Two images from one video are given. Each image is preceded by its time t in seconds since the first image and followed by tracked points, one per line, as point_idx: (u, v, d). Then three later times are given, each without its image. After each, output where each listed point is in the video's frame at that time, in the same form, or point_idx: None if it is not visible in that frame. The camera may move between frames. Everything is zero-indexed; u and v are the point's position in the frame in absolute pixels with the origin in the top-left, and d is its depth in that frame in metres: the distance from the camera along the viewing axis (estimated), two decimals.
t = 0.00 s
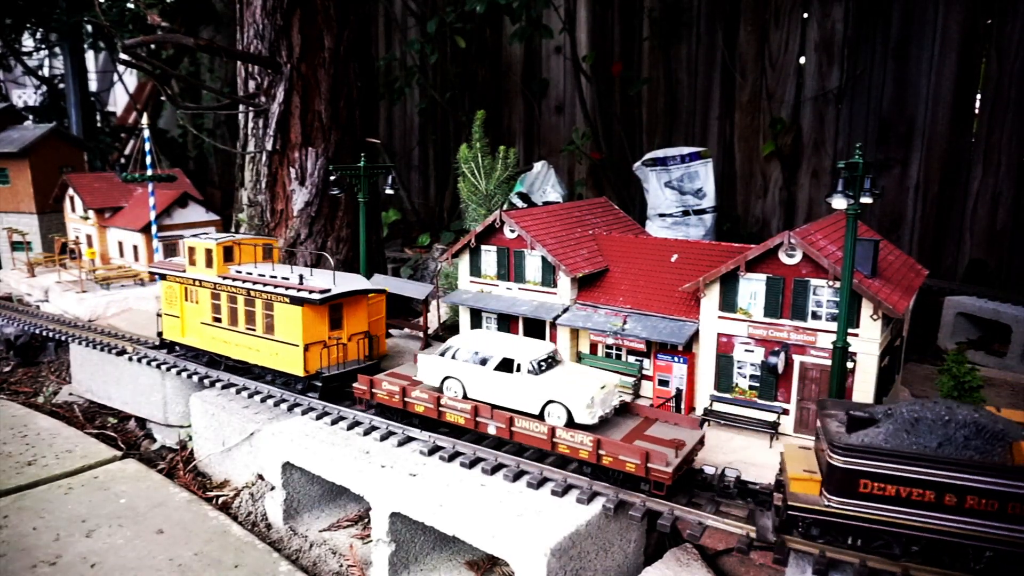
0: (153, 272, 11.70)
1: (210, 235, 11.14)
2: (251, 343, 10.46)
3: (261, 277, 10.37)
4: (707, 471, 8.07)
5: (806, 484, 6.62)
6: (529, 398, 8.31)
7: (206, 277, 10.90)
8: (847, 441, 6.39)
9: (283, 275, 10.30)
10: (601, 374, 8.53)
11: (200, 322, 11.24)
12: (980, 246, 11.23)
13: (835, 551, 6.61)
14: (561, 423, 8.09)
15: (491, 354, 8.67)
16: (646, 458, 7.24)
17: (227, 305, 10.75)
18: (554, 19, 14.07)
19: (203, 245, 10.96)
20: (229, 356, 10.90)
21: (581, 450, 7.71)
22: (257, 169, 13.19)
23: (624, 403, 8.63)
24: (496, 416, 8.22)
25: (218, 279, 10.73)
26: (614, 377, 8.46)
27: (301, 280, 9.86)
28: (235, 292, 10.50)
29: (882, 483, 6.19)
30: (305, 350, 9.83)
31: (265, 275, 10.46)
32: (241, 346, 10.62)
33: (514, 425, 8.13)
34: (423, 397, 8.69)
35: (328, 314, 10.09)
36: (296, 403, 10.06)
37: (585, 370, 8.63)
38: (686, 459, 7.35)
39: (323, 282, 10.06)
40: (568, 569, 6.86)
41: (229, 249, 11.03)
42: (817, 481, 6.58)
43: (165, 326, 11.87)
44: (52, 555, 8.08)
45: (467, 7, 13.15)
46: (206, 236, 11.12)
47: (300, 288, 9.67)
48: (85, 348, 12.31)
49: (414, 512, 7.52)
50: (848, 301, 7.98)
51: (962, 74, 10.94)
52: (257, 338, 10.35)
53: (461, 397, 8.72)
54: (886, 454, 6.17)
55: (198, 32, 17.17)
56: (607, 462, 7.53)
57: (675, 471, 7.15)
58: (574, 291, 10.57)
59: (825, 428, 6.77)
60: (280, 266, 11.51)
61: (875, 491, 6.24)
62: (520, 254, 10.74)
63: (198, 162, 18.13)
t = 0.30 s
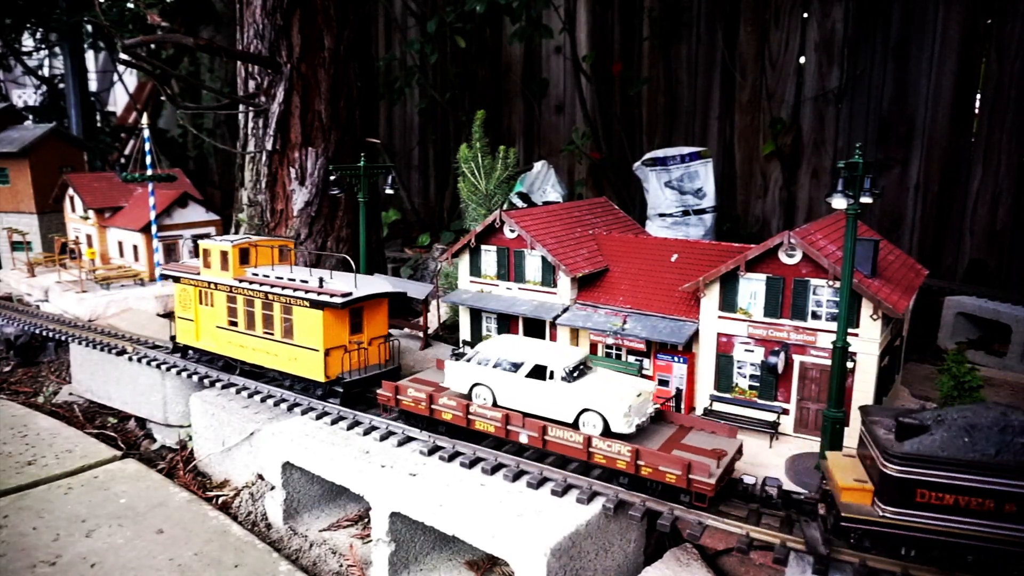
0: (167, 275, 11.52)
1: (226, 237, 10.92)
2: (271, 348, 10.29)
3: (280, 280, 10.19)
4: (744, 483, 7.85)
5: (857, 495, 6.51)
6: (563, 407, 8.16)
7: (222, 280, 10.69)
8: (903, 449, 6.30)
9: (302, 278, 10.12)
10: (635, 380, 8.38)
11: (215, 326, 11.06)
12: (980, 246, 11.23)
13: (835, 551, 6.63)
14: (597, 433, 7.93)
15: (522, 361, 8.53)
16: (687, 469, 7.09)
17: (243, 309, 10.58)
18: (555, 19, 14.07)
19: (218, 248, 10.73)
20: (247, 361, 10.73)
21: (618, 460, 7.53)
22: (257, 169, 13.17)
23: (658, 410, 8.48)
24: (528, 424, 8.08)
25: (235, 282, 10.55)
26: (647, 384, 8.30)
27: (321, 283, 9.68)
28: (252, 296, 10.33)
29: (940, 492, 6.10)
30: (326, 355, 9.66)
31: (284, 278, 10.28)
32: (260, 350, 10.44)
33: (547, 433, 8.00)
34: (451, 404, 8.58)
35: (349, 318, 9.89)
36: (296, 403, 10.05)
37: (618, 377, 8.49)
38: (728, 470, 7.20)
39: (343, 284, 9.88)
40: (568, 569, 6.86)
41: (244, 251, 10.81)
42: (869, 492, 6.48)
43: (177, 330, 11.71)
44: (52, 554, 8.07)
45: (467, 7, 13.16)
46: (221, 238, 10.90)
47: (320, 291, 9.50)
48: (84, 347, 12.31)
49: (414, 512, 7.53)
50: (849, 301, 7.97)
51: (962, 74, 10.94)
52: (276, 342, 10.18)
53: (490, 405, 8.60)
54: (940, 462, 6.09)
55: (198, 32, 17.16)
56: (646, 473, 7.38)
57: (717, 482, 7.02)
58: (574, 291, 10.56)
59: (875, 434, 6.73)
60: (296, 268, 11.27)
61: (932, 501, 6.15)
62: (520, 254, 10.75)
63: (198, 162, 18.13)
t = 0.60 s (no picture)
0: (182, 278, 11.38)
1: (243, 240, 10.74)
2: (291, 353, 10.17)
3: (301, 284, 10.06)
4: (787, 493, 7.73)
5: (912, 504, 6.52)
6: (600, 416, 8.03)
7: (240, 283, 10.53)
8: (964, 457, 6.36)
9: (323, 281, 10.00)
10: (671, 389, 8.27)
11: (232, 331, 10.94)
12: (980, 247, 11.23)
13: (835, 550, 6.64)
14: (637, 443, 7.81)
15: (558, 368, 8.43)
16: (733, 481, 6.93)
17: (261, 313, 10.45)
18: (555, 19, 14.06)
19: (236, 250, 10.56)
20: (265, 366, 10.61)
21: (660, 471, 7.39)
22: (257, 168, 13.15)
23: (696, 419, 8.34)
24: (565, 434, 7.94)
25: (253, 285, 10.41)
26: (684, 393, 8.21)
27: (343, 286, 9.57)
28: (272, 299, 10.20)
29: (1003, 501, 6.18)
30: (350, 360, 9.55)
31: (304, 281, 10.15)
32: (280, 355, 10.33)
33: (584, 443, 7.85)
34: (483, 412, 8.44)
35: (372, 322, 9.80)
36: (296, 403, 10.05)
37: (653, 386, 8.37)
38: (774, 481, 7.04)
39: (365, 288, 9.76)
40: (568, 569, 6.86)
41: (262, 254, 10.61)
42: (928, 502, 6.49)
43: (192, 333, 11.58)
44: (51, 554, 8.07)
45: (467, 7, 13.16)
46: (239, 240, 10.72)
47: (343, 295, 9.38)
48: (84, 347, 12.31)
49: (414, 512, 7.52)
50: (849, 301, 7.96)
51: (962, 74, 10.94)
52: (297, 347, 10.06)
53: (524, 413, 8.47)
54: (1005, 472, 6.17)
55: (199, 33, 17.15)
56: (689, 484, 7.22)
57: (764, 494, 6.87)
58: (574, 291, 10.56)
59: (928, 440, 6.77)
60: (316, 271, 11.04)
61: (995, 510, 6.23)
62: (520, 254, 10.75)
63: (198, 162, 18.11)
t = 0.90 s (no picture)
0: (196, 281, 11.24)
1: (260, 243, 10.66)
2: (312, 359, 10.00)
3: (322, 288, 9.90)
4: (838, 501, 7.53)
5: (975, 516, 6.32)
6: (642, 426, 7.69)
7: (258, 287, 10.41)
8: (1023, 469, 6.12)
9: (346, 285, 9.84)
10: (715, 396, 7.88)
11: (250, 336, 10.76)
12: (978, 247, 11.25)
13: (833, 550, 6.64)
14: (681, 454, 7.48)
15: (594, 376, 8.08)
16: (784, 494, 6.68)
17: (280, 318, 10.28)
18: (553, 18, 14.05)
19: (254, 253, 10.45)
20: (285, 372, 10.42)
21: (706, 483, 7.12)
22: (255, 168, 13.14)
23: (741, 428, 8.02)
24: (604, 444, 7.64)
25: (273, 289, 10.25)
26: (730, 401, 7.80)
27: (367, 291, 9.42)
28: (292, 304, 10.04)
29: None
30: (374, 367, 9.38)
31: (325, 285, 9.99)
32: (301, 361, 10.15)
33: (625, 454, 7.56)
34: (517, 422, 8.21)
35: (396, 328, 9.64)
36: (294, 403, 10.04)
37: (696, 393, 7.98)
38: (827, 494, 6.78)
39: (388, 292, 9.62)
40: (566, 569, 6.86)
41: (280, 257, 10.53)
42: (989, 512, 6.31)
43: (207, 338, 11.40)
44: (49, 555, 8.06)
45: (465, 6, 13.17)
46: (256, 243, 10.61)
47: (368, 300, 9.24)
48: (82, 347, 12.29)
49: (412, 512, 7.52)
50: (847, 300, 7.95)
51: (960, 73, 10.94)
52: (319, 353, 9.90)
53: (560, 423, 8.18)
54: None
55: (197, 32, 17.13)
56: (738, 497, 6.96)
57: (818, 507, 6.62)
58: (572, 291, 10.56)
59: (984, 446, 6.57)
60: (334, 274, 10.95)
61: None
62: (518, 254, 10.76)
63: (196, 162, 18.09)
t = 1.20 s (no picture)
0: (206, 285, 10.88)
1: (274, 246, 10.27)
2: (330, 366, 9.64)
3: (339, 292, 9.52)
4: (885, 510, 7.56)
5: None
6: (683, 436, 7.49)
7: (273, 292, 10.03)
8: None
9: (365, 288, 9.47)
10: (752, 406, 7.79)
11: (264, 341, 10.41)
12: (971, 246, 11.29)
13: (827, 548, 6.64)
14: (725, 464, 7.31)
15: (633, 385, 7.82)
16: (836, 505, 6.49)
17: (296, 323, 9.93)
18: (548, 19, 14.05)
19: (268, 256, 10.06)
20: (301, 379, 10.09)
21: (751, 495, 6.91)
22: (249, 168, 13.10)
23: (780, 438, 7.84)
24: (643, 454, 7.41)
25: (288, 293, 9.88)
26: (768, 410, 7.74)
27: (387, 295, 9.06)
28: (309, 308, 9.67)
29: None
30: (396, 374, 9.04)
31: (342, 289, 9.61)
32: (318, 369, 9.80)
33: (665, 464, 7.34)
34: (550, 431, 7.92)
35: (417, 334, 9.28)
36: (288, 403, 10.00)
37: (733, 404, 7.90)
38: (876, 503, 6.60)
39: (409, 296, 9.26)
40: (561, 569, 6.86)
41: (295, 261, 10.17)
42: None
43: (218, 343, 11.08)
44: (42, 557, 8.03)
45: (460, 6, 13.16)
46: (270, 245, 10.23)
47: (388, 305, 8.88)
48: (75, 348, 12.24)
49: (406, 512, 7.52)
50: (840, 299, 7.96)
51: (953, 72, 10.98)
52: (337, 360, 9.54)
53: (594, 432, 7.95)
54: None
55: (190, 32, 17.07)
56: (785, 509, 6.76)
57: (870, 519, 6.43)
58: (566, 291, 10.56)
59: None
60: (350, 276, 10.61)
61: None
62: (513, 254, 10.76)
63: (190, 163, 18.03)
